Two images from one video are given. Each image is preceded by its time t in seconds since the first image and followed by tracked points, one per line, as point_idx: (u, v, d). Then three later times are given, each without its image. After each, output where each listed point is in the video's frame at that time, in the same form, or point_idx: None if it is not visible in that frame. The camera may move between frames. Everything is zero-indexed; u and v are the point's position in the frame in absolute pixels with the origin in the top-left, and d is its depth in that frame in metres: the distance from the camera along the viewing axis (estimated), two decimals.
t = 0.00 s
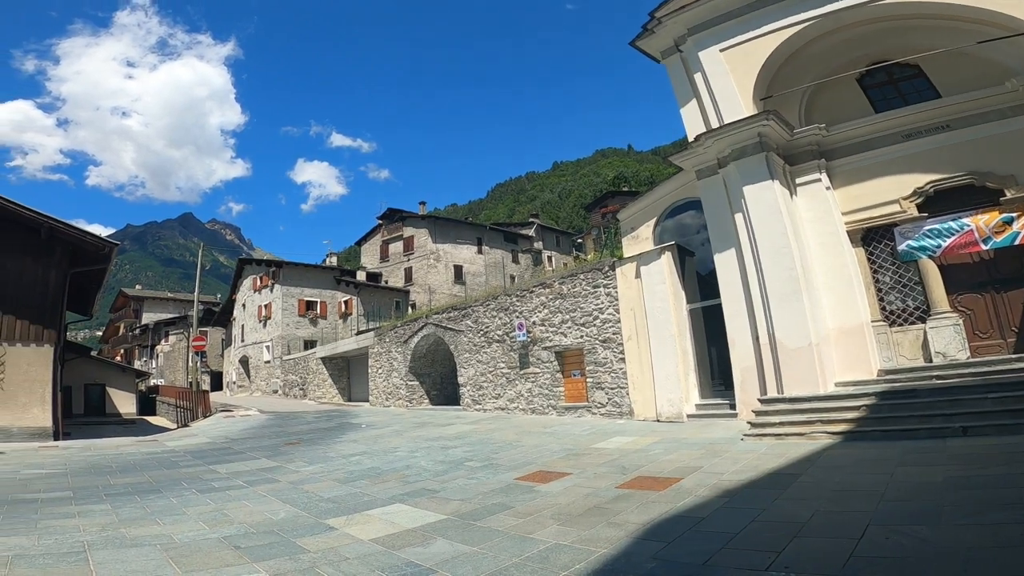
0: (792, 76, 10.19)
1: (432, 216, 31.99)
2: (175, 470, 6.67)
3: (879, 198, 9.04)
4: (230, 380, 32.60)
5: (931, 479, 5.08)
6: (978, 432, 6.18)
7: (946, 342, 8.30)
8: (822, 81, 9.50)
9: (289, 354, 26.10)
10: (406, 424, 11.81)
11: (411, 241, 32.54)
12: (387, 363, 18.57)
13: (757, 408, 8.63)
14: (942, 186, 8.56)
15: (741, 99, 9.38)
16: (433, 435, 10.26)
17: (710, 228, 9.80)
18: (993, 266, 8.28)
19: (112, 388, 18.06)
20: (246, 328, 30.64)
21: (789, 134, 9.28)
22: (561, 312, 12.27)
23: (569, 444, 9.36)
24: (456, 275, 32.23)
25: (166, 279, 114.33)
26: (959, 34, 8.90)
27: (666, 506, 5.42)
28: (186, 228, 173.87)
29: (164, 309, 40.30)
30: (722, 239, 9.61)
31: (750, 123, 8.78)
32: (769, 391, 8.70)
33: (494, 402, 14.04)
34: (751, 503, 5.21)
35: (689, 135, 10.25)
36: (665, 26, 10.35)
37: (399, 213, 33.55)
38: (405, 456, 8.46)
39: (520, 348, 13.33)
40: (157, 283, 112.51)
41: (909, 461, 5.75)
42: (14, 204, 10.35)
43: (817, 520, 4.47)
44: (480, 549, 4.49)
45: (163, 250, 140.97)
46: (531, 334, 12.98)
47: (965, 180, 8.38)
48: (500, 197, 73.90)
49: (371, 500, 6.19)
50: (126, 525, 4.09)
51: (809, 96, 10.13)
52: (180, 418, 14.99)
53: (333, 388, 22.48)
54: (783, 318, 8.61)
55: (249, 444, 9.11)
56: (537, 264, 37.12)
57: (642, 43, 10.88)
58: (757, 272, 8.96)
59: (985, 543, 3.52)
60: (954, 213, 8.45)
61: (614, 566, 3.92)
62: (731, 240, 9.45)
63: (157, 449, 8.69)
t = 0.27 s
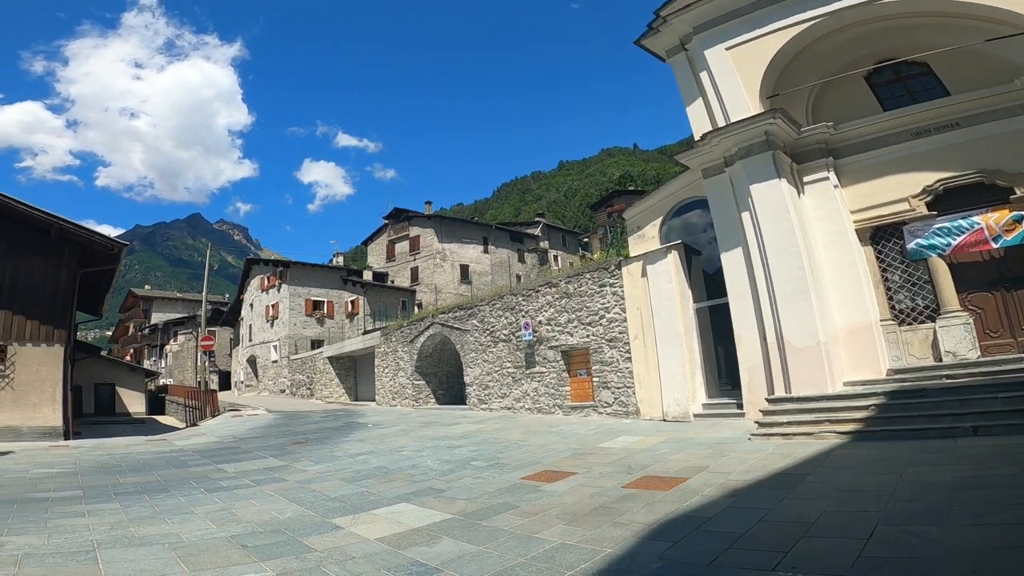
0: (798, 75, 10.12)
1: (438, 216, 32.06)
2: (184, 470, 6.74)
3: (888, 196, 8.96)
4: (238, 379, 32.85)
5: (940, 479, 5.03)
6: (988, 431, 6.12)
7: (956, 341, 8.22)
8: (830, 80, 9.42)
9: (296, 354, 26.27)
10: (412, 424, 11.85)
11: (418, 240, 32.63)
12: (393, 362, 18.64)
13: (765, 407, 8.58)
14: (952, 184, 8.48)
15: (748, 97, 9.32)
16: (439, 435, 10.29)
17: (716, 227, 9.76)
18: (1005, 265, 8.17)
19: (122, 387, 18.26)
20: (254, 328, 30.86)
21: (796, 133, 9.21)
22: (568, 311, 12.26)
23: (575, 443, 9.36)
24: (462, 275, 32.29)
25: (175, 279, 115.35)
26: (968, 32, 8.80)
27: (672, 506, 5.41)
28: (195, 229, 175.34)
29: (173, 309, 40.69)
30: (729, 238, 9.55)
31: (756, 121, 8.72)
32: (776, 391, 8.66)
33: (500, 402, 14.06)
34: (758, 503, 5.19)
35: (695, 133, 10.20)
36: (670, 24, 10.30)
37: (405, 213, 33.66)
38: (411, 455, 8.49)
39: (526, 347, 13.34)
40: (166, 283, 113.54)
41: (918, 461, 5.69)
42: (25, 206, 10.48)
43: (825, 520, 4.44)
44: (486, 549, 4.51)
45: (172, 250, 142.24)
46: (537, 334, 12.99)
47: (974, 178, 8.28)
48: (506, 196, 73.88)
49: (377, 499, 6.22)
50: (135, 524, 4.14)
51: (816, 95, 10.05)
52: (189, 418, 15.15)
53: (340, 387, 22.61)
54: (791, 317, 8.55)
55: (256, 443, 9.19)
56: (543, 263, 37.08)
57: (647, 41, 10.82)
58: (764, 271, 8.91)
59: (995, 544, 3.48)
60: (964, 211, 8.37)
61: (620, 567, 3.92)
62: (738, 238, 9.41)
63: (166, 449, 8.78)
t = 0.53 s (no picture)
0: (806, 73, 10.02)
1: (445, 216, 32.13)
2: (193, 469, 6.80)
3: (897, 195, 8.86)
4: (247, 379, 33.10)
5: (951, 479, 4.97)
6: (1000, 431, 6.04)
7: (967, 340, 8.12)
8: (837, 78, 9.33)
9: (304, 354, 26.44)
10: (419, 424, 11.89)
11: (424, 240, 32.72)
12: (400, 362, 18.71)
13: (773, 407, 8.53)
14: (962, 182, 8.35)
15: (755, 96, 9.25)
16: (446, 434, 10.32)
17: (723, 226, 9.70)
18: (1017, 263, 8.06)
19: (132, 387, 18.47)
20: (262, 328, 31.07)
21: (804, 131, 9.13)
22: (574, 311, 12.24)
23: (582, 443, 9.34)
24: (469, 274, 32.33)
25: (184, 279, 116.39)
26: (978, 30, 8.71)
27: (679, 506, 5.39)
28: (204, 229, 176.98)
29: (182, 309, 41.07)
30: (736, 237, 9.49)
31: (764, 120, 8.65)
32: (785, 391, 8.60)
33: (506, 401, 14.08)
34: (766, 503, 5.16)
35: (702, 132, 10.13)
36: (676, 24, 10.24)
37: (412, 212, 33.75)
38: (418, 455, 8.52)
39: (533, 347, 13.33)
40: (175, 283, 114.62)
41: (929, 461, 5.63)
42: (36, 207, 10.61)
43: (834, 520, 4.40)
44: (492, 548, 4.52)
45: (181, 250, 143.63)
46: (544, 333, 12.98)
47: (985, 176, 8.18)
48: (512, 195, 73.84)
49: (384, 498, 6.25)
50: (145, 524, 4.19)
51: (823, 93, 9.95)
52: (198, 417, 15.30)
53: (347, 387, 22.74)
54: (799, 316, 8.48)
55: (264, 442, 9.26)
56: (549, 263, 37.04)
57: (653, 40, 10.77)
58: (772, 270, 8.84)
59: (1007, 544, 3.44)
60: (974, 210, 8.27)
61: (627, 566, 3.91)
62: (746, 238, 9.34)
63: (176, 448, 8.86)
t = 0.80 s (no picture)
0: (813, 72, 9.94)
1: (451, 215, 32.20)
2: (202, 468, 6.86)
3: (908, 193, 8.75)
4: (256, 379, 33.34)
5: (963, 479, 4.91)
6: (1012, 431, 5.96)
7: (979, 339, 8.02)
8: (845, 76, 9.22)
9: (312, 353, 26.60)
10: (426, 423, 11.92)
11: (431, 240, 32.80)
12: (407, 362, 18.77)
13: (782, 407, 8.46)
14: (974, 180, 8.24)
15: (762, 94, 9.18)
16: (453, 434, 10.35)
17: (731, 226, 9.63)
18: None
19: (143, 387, 18.68)
20: (271, 328, 31.30)
21: (813, 130, 9.04)
22: (581, 310, 12.22)
23: (589, 443, 9.33)
24: (476, 274, 32.35)
25: (193, 279, 117.44)
26: (988, 29, 8.61)
27: (686, 506, 5.37)
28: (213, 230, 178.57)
29: (192, 309, 41.45)
30: (744, 236, 9.42)
31: (772, 118, 8.58)
32: (794, 391, 8.53)
33: (513, 401, 14.08)
34: (774, 503, 5.12)
35: (709, 131, 10.07)
36: (682, 23, 10.19)
37: (418, 212, 33.85)
38: (425, 454, 8.54)
39: (540, 347, 13.32)
40: (185, 283, 115.69)
41: (940, 461, 5.57)
42: (48, 209, 10.75)
43: (844, 521, 4.37)
44: (499, 548, 4.52)
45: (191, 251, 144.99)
46: (551, 333, 12.97)
47: (997, 174, 8.05)
48: (519, 195, 73.81)
49: (391, 498, 6.28)
50: (155, 523, 4.24)
51: (832, 91, 9.85)
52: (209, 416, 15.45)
53: (355, 386, 22.86)
54: (808, 315, 8.41)
55: (273, 442, 9.32)
56: (556, 262, 37.00)
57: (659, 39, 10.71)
58: (781, 269, 8.77)
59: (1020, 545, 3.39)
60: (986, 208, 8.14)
61: (634, 567, 3.89)
62: (754, 236, 9.27)
63: (186, 448, 8.95)
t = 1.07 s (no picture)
0: (822, 69, 9.83)
1: (458, 215, 32.26)
2: (213, 468, 6.92)
3: (918, 191, 8.64)
4: (265, 378, 33.58)
5: (976, 479, 4.84)
6: None
7: (992, 338, 7.89)
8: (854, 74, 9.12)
9: (321, 353, 26.76)
10: (434, 423, 11.94)
11: (438, 240, 32.88)
12: (415, 361, 18.83)
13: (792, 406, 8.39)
14: (986, 178, 8.11)
15: (771, 92, 9.10)
16: (461, 433, 10.36)
17: (740, 224, 9.55)
18: None
19: (154, 387, 18.89)
20: (280, 328, 31.52)
21: (822, 128, 8.95)
22: (589, 309, 12.18)
23: (597, 442, 9.30)
24: (483, 274, 32.37)
25: (203, 280, 118.55)
26: (1000, 25, 8.46)
27: (695, 505, 5.34)
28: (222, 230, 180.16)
29: (202, 310, 41.84)
30: (753, 234, 9.34)
31: (780, 116, 8.49)
32: (804, 390, 8.45)
33: (521, 400, 14.08)
34: (784, 503, 5.07)
35: (716, 129, 9.99)
36: (688, 21, 10.09)
37: (425, 212, 33.94)
38: (433, 454, 8.56)
39: (547, 346, 13.30)
40: (195, 283, 116.80)
41: (953, 461, 5.49)
42: (60, 211, 10.90)
43: (855, 521, 4.32)
44: (507, 547, 4.52)
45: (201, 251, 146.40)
46: (559, 332, 12.94)
47: (1010, 172, 7.91)
48: (525, 194, 73.77)
49: (400, 498, 6.29)
50: (167, 522, 4.29)
51: (841, 89, 9.74)
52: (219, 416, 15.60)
53: (363, 386, 22.97)
54: (818, 314, 8.33)
55: (282, 442, 9.38)
56: (563, 262, 36.94)
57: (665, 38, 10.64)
58: (791, 268, 8.69)
59: None
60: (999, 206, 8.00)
61: (643, 567, 3.88)
62: (762, 235, 9.19)
63: (197, 448, 9.04)
